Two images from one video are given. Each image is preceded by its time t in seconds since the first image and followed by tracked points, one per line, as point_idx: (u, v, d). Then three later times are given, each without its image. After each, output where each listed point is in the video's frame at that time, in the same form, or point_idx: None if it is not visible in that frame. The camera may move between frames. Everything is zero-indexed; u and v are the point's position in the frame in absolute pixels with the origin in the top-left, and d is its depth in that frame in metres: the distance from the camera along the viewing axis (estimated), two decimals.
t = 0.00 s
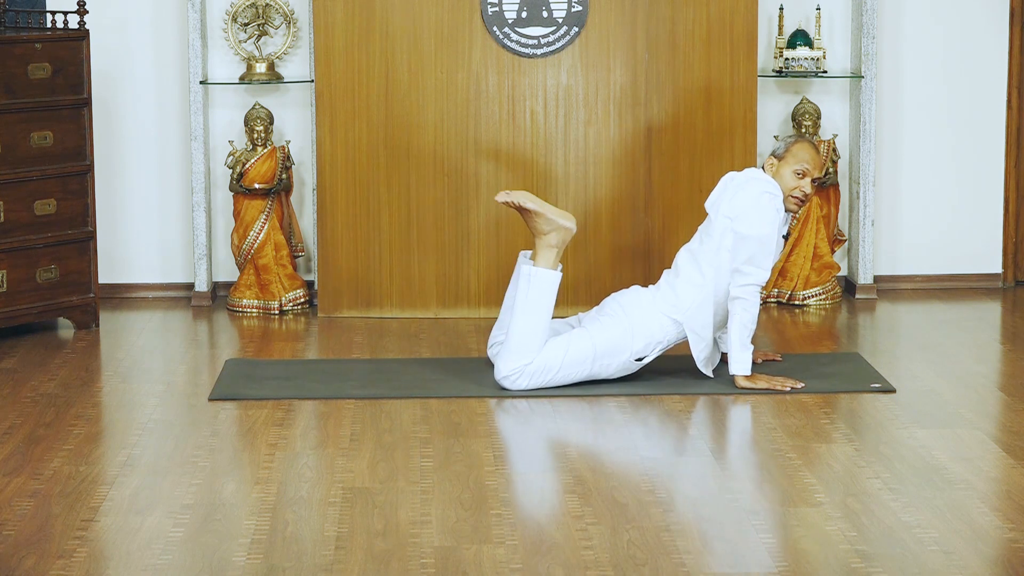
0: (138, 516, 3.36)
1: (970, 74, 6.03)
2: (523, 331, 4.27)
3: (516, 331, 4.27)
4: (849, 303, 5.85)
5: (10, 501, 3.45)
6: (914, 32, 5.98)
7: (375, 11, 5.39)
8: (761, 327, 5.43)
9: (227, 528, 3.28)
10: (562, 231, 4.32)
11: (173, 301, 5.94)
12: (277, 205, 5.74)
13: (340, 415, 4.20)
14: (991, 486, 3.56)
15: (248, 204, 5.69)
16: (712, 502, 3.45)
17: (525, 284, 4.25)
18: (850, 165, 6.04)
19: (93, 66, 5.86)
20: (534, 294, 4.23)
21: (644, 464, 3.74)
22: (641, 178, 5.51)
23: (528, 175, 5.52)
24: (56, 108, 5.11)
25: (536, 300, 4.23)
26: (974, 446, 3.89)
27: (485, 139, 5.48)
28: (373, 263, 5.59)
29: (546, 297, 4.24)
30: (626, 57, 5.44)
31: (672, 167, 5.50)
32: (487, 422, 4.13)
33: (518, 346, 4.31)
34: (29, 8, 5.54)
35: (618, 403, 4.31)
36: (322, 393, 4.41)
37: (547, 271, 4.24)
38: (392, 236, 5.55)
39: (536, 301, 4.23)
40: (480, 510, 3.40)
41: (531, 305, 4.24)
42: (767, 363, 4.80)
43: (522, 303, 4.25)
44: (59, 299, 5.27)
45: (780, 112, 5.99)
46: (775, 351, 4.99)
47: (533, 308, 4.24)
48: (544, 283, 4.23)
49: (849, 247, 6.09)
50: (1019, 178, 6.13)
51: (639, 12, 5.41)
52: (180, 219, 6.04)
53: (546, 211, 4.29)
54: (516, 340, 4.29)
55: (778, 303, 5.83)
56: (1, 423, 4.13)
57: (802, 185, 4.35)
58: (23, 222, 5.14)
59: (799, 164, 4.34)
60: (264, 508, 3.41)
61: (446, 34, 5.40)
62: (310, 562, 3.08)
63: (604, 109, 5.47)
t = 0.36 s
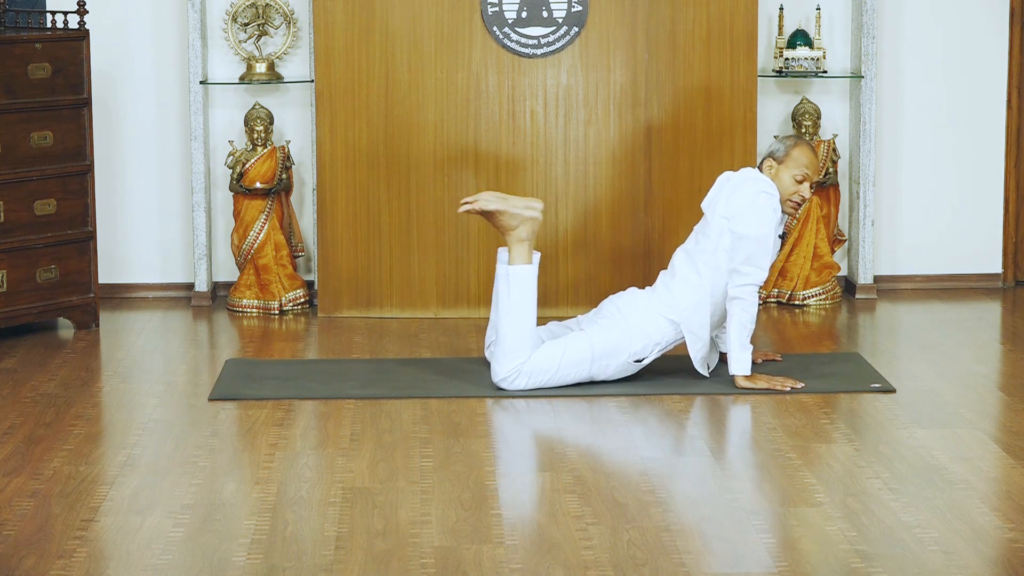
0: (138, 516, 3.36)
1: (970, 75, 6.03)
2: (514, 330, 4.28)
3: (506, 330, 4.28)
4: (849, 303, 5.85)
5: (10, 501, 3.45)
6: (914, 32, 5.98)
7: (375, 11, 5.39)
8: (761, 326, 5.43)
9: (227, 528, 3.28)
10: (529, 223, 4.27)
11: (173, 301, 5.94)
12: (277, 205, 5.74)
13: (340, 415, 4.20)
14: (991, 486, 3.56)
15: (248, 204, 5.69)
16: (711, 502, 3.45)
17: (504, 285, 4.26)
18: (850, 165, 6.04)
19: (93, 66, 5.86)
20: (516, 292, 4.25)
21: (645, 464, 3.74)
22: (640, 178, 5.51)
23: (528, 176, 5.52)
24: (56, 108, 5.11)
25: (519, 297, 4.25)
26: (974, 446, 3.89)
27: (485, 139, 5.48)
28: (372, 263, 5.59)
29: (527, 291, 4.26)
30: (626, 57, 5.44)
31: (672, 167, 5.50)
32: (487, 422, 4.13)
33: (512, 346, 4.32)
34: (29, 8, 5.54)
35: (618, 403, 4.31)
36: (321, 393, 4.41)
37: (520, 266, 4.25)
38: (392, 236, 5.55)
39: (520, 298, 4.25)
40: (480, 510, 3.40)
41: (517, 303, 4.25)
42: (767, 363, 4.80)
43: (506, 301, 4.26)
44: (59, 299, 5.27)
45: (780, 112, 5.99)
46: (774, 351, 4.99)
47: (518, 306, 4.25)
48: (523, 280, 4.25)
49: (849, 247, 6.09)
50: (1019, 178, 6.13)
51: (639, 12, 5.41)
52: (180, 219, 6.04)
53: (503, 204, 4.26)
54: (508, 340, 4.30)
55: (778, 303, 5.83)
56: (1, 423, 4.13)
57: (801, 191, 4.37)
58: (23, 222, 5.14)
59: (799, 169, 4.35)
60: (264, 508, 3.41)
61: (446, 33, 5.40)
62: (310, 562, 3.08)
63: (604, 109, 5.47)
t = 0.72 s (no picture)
0: (138, 516, 3.36)
1: (970, 75, 6.03)
2: (486, 338, 4.29)
3: (479, 343, 4.29)
4: (849, 303, 5.85)
5: (10, 501, 3.45)
6: (914, 32, 5.98)
7: (375, 12, 5.39)
8: (761, 326, 5.43)
9: (227, 528, 3.28)
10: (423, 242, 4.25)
11: (173, 301, 5.94)
12: (277, 205, 5.74)
13: (340, 416, 4.20)
14: (991, 486, 3.56)
15: (248, 204, 5.69)
16: (711, 502, 3.45)
17: (442, 307, 4.25)
18: (849, 165, 6.04)
19: (93, 66, 5.86)
20: (457, 306, 4.22)
21: (645, 464, 3.74)
22: (640, 178, 5.51)
23: (528, 175, 5.51)
24: (56, 108, 5.11)
25: (466, 312, 4.24)
26: (974, 446, 3.89)
27: (484, 139, 5.48)
28: (372, 263, 5.58)
29: (468, 301, 4.23)
30: (626, 57, 5.44)
31: (672, 167, 5.50)
32: (487, 422, 4.13)
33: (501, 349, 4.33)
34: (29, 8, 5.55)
35: (618, 403, 4.31)
36: (321, 393, 4.41)
37: (442, 285, 4.21)
38: (391, 236, 5.55)
39: (464, 310, 4.23)
40: (480, 510, 3.40)
41: (468, 317, 4.24)
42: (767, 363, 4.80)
43: (457, 321, 4.26)
44: (59, 299, 5.27)
45: (780, 112, 5.99)
46: (774, 351, 4.99)
47: (472, 319, 4.25)
48: (454, 293, 4.22)
49: (849, 247, 6.09)
50: (1019, 178, 6.13)
51: (639, 12, 5.41)
52: (180, 219, 6.04)
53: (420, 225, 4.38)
54: (487, 350, 4.31)
55: (778, 303, 5.83)
56: (1, 423, 4.13)
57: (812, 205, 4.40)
58: (23, 222, 5.13)
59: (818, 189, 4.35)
60: (264, 508, 3.41)
61: (446, 33, 5.40)
62: (310, 562, 3.08)
63: (604, 108, 5.47)
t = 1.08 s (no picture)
0: (138, 516, 3.36)
1: (970, 75, 6.03)
2: (468, 357, 4.32)
3: (464, 367, 4.32)
4: (849, 303, 5.85)
5: (10, 501, 3.45)
6: (913, 32, 5.98)
7: (375, 12, 5.39)
8: (761, 326, 5.43)
9: (227, 528, 3.28)
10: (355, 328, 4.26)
11: (173, 301, 5.94)
12: (277, 205, 5.74)
13: (340, 416, 4.20)
14: (991, 486, 3.56)
15: (248, 204, 5.69)
16: (711, 502, 3.45)
17: (410, 362, 4.28)
18: (849, 165, 6.04)
19: (93, 66, 5.86)
20: (423, 348, 4.26)
21: (645, 464, 3.74)
22: (640, 177, 5.51)
23: (528, 175, 5.51)
24: (55, 108, 5.11)
25: (432, 353, 4.27)
26: (974, 446, 3.89)
27: (485, 139, 5.48)
28: (372, 263, 5.58)
29: (426, 344, 4.26)
30: (626, 57, 5.44)
31: (672, 167, 5.50)
32: (487, 422, 4.13)
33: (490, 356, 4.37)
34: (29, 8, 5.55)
35: (618, 403, 4.31)
36: (321, 393, 4.41)
37: (394, 346, 4.23)
38: (392, 235, 5.55)
39: (428, 349, 4.27)
40: (480, 509, 3.40)
41: (437, 355, 4.28)
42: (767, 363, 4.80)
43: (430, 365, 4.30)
44: (59, 299, 5.27)
45: (781, 112, 5.99)
46: (774, 351, 4.99)
47: (443, 353, 4.28)
48: (409, 342, 4.24)
49: (849, 247, 6.09)
50: (1019, 178, 6.13)
51: (639, 12, 5.41)
52: (180, 219, 6.04)
53: (357, 316, 4.52)
54: (474, 368, 4.34)
55: (778, 303, 5.83)
56: (1, 423, 4.13)
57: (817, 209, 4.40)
58: (23, 222, 5.13)
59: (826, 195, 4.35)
60: (264, 508, 3.42)
61: (446, 33, 5.40)
62: (310, 562, 3.08)
63: (604, 109, 5.47)
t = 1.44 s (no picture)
0: (138, 516, 3.36)
1: (970, 75, 6.03)
2: (468, 357, 4.31)
3: (464, 367, 4.32)
4: (849, 303, 5.85)
5: (10, 501, 3.45)
6: (913, 32, 5.98)
7: (375, 12, 5.39)
8: (761, 326, 5.42)
9: (227, 528, 3.28)
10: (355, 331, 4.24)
11: (173, 301, 5.94)
12: (277, 205, 5.74)
13: (340, 416, 4.20)
14: (991, 486, 3.55)
15: (248, 204, 5.69)
16: (711, 503, 3.45)
17: (410, 362, 4.27)
18: (849, 165, 6.04)
19: (93, 66, 5.86)
20: (423, 348, 4.25)
21: (645, 464, 3.74)
22: (639, 177, 5.51)
23: (528, 175, 5.51)
24: (55, 108, 5.11)
25: (433, 351, 4.26)
26: (974, 446, 3.89)
27: (485, 139, 5.48)
28: (372, 262, 5.58)
29: (426, 342, 4.25)
30: (626, 57, 5.44)
31: (672, 167, 5.50)
32: (487, 422, 4.13)
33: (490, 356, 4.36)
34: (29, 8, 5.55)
35: (618, 403, 4.31)
36: (321, 393, 4.41)
37: (396, 344, 4.23)
38: (392, 235, 5.55)
39: (428, 349, 4.25)
40: (480, 510, 3.40)
41: (438, 353, 4.27)
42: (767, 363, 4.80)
43: (430, 364, 4.29)
44: (59, 299, 5.27)
45: (781, 112, 5.99)
46: (774, 351, 4.99)
47: (443, 352, 4.28)
48: (410, 340, 4.24)
49: (849, 247, 6.09)
50: (1019, 178, 6.13)
51: (639, 12, 5.41)
52: (180, 219, 6.04)
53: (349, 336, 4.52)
54: (474, 368, 4.33)
55: (778, 303, 5.83)
56: (1, 423, 4.13)
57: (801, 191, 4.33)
58: (23, 222, 5.13)
59: (800, 170, 4.31)
60: (264, 508, 3.41)
61: (446, 33, 5.40)
62: (311, 562, 3.08)
63: (604, 109, 5.47)
